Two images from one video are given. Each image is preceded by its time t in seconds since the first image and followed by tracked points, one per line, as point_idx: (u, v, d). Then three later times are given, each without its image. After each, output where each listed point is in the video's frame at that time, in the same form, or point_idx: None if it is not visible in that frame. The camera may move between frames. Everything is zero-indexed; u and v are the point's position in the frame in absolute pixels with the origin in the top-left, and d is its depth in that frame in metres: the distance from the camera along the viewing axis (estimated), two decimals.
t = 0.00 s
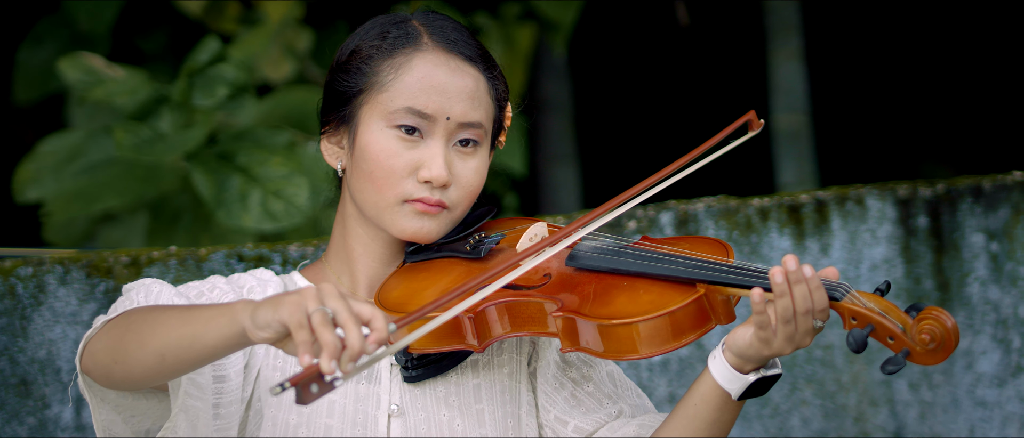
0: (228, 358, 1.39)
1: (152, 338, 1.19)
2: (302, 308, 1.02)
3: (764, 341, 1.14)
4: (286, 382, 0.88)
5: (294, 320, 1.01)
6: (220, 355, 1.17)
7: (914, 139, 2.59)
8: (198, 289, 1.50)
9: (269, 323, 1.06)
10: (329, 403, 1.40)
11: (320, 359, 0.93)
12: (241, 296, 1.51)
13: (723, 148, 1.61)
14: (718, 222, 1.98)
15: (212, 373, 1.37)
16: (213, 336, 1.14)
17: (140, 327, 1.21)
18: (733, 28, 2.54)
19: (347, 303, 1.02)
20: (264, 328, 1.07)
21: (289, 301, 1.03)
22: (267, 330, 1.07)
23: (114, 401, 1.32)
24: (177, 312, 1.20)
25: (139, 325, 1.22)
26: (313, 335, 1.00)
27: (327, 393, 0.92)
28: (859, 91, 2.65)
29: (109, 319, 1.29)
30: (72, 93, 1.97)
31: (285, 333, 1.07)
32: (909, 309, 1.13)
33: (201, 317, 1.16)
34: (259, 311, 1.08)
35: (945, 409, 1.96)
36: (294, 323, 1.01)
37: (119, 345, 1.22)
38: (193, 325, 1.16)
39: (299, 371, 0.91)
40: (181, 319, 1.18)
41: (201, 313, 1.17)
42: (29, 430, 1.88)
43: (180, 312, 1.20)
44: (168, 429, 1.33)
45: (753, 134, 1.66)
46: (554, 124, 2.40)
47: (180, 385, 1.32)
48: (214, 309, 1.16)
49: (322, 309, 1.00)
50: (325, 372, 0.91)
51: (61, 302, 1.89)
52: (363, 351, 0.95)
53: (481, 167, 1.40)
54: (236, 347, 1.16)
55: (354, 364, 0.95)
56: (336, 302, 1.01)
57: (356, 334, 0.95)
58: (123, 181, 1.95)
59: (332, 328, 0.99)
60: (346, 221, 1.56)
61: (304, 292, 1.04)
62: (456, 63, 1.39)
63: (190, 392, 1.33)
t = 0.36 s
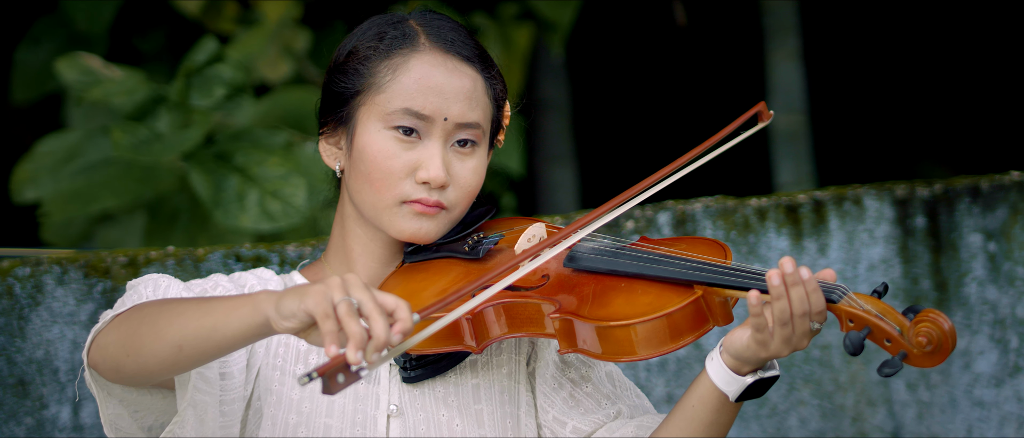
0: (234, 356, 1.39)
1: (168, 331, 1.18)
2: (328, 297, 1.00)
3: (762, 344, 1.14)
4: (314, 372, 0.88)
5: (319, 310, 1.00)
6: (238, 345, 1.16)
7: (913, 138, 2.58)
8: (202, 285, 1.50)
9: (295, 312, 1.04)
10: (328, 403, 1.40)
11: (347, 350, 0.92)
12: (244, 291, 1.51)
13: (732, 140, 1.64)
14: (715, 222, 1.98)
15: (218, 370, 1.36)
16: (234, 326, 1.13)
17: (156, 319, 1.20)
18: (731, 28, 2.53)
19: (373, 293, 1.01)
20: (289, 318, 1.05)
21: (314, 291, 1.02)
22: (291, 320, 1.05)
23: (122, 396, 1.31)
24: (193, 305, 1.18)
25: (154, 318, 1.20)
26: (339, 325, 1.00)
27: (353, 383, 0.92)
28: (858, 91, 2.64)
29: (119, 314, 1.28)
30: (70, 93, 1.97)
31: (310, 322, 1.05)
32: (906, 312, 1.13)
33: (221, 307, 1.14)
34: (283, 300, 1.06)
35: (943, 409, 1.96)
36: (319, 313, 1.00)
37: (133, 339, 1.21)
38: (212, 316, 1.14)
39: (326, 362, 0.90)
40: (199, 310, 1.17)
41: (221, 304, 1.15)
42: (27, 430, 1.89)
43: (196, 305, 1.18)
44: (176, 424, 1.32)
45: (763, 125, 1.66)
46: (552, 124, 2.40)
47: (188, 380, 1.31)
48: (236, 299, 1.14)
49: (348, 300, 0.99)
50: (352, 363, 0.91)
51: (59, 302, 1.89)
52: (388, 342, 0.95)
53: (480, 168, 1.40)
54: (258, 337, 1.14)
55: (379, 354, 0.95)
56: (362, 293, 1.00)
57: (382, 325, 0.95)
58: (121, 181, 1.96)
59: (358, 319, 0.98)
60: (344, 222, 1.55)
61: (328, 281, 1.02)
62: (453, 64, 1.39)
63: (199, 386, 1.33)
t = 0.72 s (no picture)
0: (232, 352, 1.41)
1: (178, 323, 1.17)
2: (344, 290, 1.00)
3: (756, 345, 1.13)
4: (327, 366, 0.87)
5: (335, 303, 0.99)
6: (250, 338, 1.15)
7: (909, 138, 2.58)
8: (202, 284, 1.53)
9: (310, 304, 1.04)
10: (325, 403, 1.39)
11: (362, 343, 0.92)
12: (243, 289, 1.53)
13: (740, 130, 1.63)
14: (711, 223, 1.98)
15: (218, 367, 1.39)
16: (246, 317, 1.12)
17: (164, 313, 1.19)
18: (727, 28, 2.53)
19: (387, 286, 1.00)
20: (304, 310, 1.05)
21: (329, 283, 1.02)
22: (307, 312, 1.05)
23: (122, 390, 1.29)
24: (203, 298, 1.18)
25: (162, 312, 1.20)
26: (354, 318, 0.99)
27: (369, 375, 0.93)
28: (854, 91, 2.64)
29: (123, 308, 1.27)
30: (65, 94, 1.97)
31: (325, 315, 1.05)
32: (900, 313, 1.13)
33: (233, 299, 1.14)
34: (298, 293, 1.06)
35: (938, 409, 1.96)
36: (335, 306, 1.00)
37: (139, 333, 1.20)
38: (224, 308, 1.14)
39: (341, 355, 0.91)
40: (210, 303, 1.16)
41: (232, 297, 1.15)
42: (22, 431, 1.88)
43: (205, 299, 1.18)
44: (177, 419, 1.32)
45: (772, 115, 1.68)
46: (547, 125, 2.40)
47: (191, 375, 1.32)
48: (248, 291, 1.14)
49: (363, 292, 0.99)
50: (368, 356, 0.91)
51: (54, 303, 1.89)
52: (403, 335, 0.94)
53: (475, 168, 1.39)
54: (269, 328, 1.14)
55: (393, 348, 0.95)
56: (377, 286, 1.00)
57: (397, 319, 0.95)
58: (115, 182, 1.95)
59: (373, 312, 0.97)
60: (340, 222, 1.54)
61: (344, 274, 1.02)
62: (448, 64, 1.39)
63: (201, 381, 1.35)
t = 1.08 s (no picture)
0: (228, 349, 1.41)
1: (184, 314, 1.17)
2: (354, 281, 1.01)
3: (748, 344, 1.13)
4: (340, 357, 0.88)
5: (346, 294, 1.00)
6: (257, 329, 1.15)
7: (905, 138, 2.58)
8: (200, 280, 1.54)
9: (321, 295, 1.05)
10: (319, 402, 1.39)
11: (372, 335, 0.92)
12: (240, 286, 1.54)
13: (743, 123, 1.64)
14: (706, 223, 1.98)
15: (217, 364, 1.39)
16: (256, 308, 1.12)
17: (170, 305, 1.18)
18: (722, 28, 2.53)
19: (398, 277, 1.00)
20: (315, 300, 1.06)
21: (340, 274, 1.02)
22: (318, 302, 1.06)
23: (123, 385, 1.29)
24: (209, 289, 1.17)
25: (166, 304, 1.19)
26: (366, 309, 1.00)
27: (378, 367, 0.93)
28: (851, 91, 2.64)
29: (124, 303, 1.25)
30: (60, 94, 1.97)
31: (336, 306, 1.06)
32: (892, 311, 1.12)
33: (242, 289, 1.14)
34: (309, 282, 1.07)
35: (933, 409, 1.96)
36: (347, 297, 1.00)
37: (142, 326, 1.19)
38: (232, 298, 1.14)
39: (352, 348, 0.91)
40: (217, 294, 1.16)
41: (240, 288, 1.15)
42: (17, 432, 1.88)
43: (212, 290, 1.17)
44: (177, 414, 1.33)
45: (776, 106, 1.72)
46: (542, 125, 2.40)
47: (191, 370, 1.33)
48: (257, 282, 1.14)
49: (373, 284, 0.99)
50: (378, 348, 0.91)
51: (48, 303, 1.89)
52: (413, 326, 0.94)
53: (469, 168, 1.39)
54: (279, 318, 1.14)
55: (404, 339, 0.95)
56: (387, 277, 1.00)
57: (406, 310, 0.94)
58: (111, 183, 1.96)
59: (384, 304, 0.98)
60: (334, 223, 1.54)
61: (355, 265, 1.02)
62: (441, 64, 1.38)
63: (201, 375, 1.35)
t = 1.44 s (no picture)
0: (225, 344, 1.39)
1: (193, 301, 1.15)
2: (369, 267, 1.02)
3: (739, 342, 1.13)
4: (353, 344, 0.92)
5: (361, 280, 1.01)
6: (269, 315, 1.15)
7: (902, 138, 2.58)
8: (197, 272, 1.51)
9: (335, 280, 1.05)
10: (313, 402, 1.38)
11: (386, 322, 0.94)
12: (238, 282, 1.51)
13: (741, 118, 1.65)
14: (701, 223, 1.98)
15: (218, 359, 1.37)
16: (268, 293, 1.12)
17: (178, 293, 1.17)
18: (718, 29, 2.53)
19: (411, 265, 1.01)
20: (329, 286, 1.06)
21: (356, 261, 1.03)
22: (333, 288, 1.06)
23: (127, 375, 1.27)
24: (219, 277, 1.16)
25: (173, 292, 1.17)
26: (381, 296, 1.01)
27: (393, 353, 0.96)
28: (847, 91, 2.64)
29: (128, 293, 1.24)
30: (55, 94, 1.97)
31: (350, 292, 1.06)
32: (883, 309, 1.13)
33: (254, 275, 1.14)
34: (325, 268, 1.07)
35: (929, 410, 1.96)
36: (361, 283, 1.01)
37: (150, 315, 1.17)
38: (243, 284, 1.13)
39: (365, 333, 0.94)
40: (228, 281, 1.15)
41: (251, 274, 1.14)
42: (12, 432, 1.88)
43: (222, 276, 1.16)
44: (179, 405, 1.31)
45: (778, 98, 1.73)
46: (538, 126, 2.40)
47: (195, 360, 1.32)
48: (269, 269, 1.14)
49: (388, 271, 1.00)
50: (392, 335, 0.93)
51: (44, 303, 1.89)
52: (427, 313, 0.96)
53: (461, 168, 1.39)
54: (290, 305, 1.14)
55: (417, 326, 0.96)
56: (402, 264, 1.01)
57: (421, 297, 0.96)
58: (106, 184, 1.95)
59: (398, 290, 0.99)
60: (327, 223, 1.53)
61: (369, 252, 1.03)
62: (433, 65, 1.39)
63: (204, 366, 1.34)
